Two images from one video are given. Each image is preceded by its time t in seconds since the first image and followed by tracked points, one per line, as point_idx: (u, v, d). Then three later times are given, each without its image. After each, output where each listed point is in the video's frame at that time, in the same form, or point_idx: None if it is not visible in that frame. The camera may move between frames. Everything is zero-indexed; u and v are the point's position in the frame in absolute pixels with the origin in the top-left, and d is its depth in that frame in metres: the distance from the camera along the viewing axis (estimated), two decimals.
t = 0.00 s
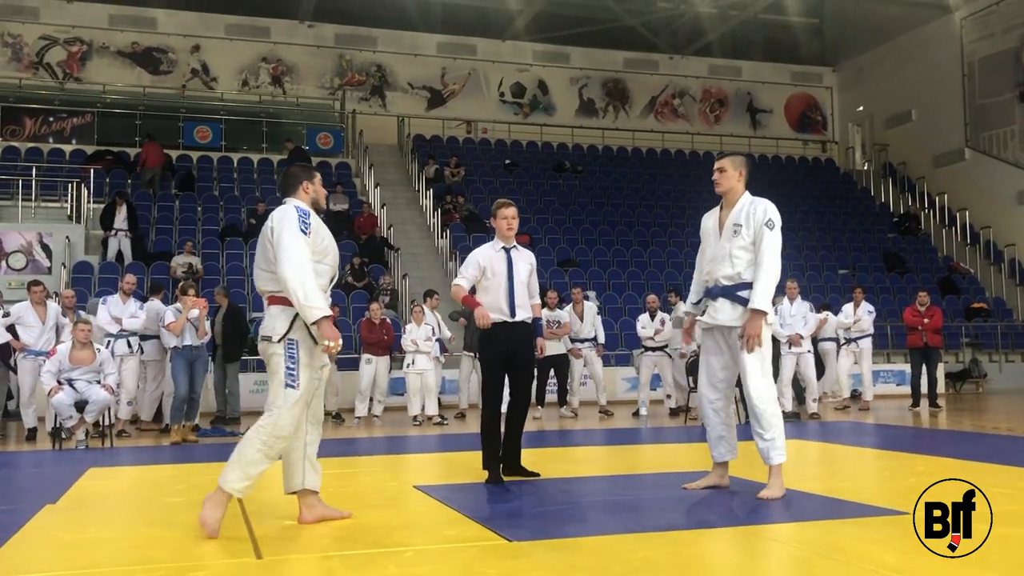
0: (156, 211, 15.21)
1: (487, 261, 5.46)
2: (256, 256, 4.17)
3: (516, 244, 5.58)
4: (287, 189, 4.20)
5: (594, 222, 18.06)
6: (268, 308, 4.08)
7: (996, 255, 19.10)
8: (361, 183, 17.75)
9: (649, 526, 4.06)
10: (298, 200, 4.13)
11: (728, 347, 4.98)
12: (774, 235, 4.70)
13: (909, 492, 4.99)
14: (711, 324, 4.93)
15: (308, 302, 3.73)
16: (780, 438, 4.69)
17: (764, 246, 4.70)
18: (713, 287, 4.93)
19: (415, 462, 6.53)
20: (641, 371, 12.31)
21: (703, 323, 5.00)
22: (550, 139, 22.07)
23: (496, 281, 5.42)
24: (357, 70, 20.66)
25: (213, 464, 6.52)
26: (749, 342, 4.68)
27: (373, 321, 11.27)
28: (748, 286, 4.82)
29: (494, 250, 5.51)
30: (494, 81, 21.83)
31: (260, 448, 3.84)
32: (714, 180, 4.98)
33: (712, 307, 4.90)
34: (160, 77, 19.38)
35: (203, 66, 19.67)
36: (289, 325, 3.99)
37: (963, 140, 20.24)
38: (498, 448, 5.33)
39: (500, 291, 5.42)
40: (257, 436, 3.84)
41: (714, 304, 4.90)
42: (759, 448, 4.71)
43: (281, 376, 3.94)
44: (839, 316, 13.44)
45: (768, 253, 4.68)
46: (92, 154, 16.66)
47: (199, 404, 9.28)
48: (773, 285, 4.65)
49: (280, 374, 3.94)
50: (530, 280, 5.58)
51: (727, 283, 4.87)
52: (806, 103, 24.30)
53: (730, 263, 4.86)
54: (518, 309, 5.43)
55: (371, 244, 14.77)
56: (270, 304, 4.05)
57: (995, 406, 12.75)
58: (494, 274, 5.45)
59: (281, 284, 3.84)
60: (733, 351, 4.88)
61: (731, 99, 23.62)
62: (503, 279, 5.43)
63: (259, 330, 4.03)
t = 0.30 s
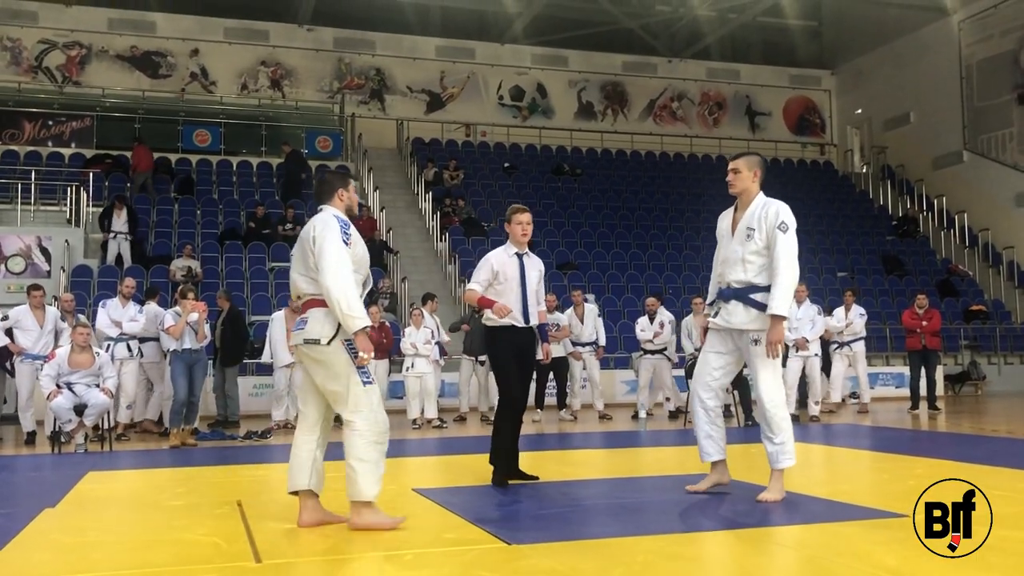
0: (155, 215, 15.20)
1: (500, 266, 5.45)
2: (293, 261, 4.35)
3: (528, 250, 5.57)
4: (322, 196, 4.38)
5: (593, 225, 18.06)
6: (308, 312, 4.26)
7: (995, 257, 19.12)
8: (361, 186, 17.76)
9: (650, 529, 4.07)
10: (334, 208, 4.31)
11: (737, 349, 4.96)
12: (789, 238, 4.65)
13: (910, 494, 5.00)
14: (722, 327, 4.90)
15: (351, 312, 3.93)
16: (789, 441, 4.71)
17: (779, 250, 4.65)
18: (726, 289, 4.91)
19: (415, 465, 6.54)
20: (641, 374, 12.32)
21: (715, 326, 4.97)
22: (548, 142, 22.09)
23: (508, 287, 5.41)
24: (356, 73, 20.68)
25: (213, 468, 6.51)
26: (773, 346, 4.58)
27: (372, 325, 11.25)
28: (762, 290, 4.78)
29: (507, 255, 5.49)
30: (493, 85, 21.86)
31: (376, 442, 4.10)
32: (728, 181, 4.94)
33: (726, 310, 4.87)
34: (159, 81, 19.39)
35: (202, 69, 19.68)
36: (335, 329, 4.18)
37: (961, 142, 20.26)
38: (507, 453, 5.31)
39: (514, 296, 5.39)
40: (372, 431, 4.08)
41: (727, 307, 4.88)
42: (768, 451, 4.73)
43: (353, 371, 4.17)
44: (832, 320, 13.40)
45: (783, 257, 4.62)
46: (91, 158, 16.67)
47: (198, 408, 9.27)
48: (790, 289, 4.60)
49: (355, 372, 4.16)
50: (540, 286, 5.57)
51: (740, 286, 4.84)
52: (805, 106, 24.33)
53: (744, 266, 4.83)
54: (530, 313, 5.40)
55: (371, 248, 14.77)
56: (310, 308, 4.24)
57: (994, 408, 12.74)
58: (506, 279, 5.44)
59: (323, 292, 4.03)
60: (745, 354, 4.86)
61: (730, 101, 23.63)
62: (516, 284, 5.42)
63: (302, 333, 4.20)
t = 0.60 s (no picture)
0: (153, 215, 15.19)
1: (506, 269, 5.38)
2: (332, 263, 4.34)
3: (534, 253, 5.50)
4: (363, 200, 4.36)
5: (591, 226, 18.07)
6: (350, 315, 4.25)
7: (993, 259, 19.14)
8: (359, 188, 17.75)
9: (648, 530, 4.06)
10: (373, 215, 4.29)
11: (733, 350, 4.95)
12: (794, 241, 4.63)
13: (909, 495, 5.00)
14: (718, 327, 4.90)
15: (396, 323, 3.96)
16: (786, 444, 4.70)
17: (783, 253, 4.63)
18: (725, 289, 4.89)
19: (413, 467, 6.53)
20: (638, 375, 12.31)
21: (710, 325, 4.96)
22: (546, 143, 22.09)
23: (513, 290, 5.34)
24: (355, 74, 20.68)
25: (210, 469, 6.50)
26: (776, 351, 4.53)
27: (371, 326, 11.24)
28: (763, 293, 4.76)
29: (513, 259, 5.42)
30: (491, 86, 21.86)
31: (417, 447, 4.21)
32: (736, 179, 4.90)
33: (723, 311, 4.86)
34: (157, 82, 19.38)
35: (200, 70, 19.68)
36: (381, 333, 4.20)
37: (959, 144, 20.29)
38: (528, 461, 5.17)
39: (520, 300, 5.32)
40: (414, 438, 4.17)
41: (724, 307, 4.86)
42: (764, 453, 4.72)
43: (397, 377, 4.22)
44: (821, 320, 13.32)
45: (787, 260, 4.60)
46: (88, 158, 16.65)
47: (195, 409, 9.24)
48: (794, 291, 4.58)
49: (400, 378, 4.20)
50: (546, 289, 5.52)
51: (739, 287, 4.82)
52: (803, 107, 24.36)
53: (745, 266, 4.80)
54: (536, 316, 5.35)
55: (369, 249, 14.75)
56: (354, 312, 4.24)
57: (992, 410, 12.74)
58: (512, 282, 5.37)
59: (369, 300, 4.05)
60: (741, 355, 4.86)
61: (728, 103, 23.64)
62: (522, 288, 5.35)
63: (347, 337, 4.19)
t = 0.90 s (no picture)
0: (151, 215, 15.18)
1: (509, 273, 5.35)
2: (371, 259, 4.44)
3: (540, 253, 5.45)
4: (402, 199, 4.53)
5: (590, 227, 18.08)
6: (387, 310, 4.36)
7: (990, 260, 19.16)
8: (358, 188, 17.73)
9: (647, 530, 4.07)
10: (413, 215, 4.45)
11: (725, 355, 4.92)
12: (779, 241, 4.65)
13: (909, 496, 5.01)
14: (711, 332, 4.86)
15: (452, 318, 4.12)
16: (783, 445, 4.70)
17: (768, 252, 4.64)
18: (712, 294, 4.86)
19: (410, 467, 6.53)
20: (637, 376, 12.32)
21: (702, 331, 4.92)
22: (545, 144, 22.09)
23: (516, 294, 5.32)
24: (353, 75, 20.68)
25: (207, 470, 6.49)
26: (769, 349, 4.61)
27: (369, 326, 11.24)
28: (752, 294, 4.76)
29: (516, 261, 5.39)
30: (489, 87, 21.87)
31: (421, 449, 4.29)
32: (713, 183, 4.88)
33: (714, 315, 4.82)
34: (155, 82, 19.36)
35: (199, 70, 19.66)
36: (418, 331, 4.35)
37: (957, 146, 20.31)
38: (527, 461, 5.19)
39: (524, 304, 5.32)
40: (417, 439, 4.26)
41: (715, 311, 4.83)
42: (763, 456, 4.71)
43: (417, 378, 4.34)
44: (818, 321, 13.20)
45: (774, 260, 4.62)
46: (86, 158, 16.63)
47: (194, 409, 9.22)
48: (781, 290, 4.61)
49: (417, 377, 4.33)
50: (551, 288, 5.49)
51: (728, 290, 4.80)
52: (801, 109, 24.39)
53: (732, 269, 4.80)
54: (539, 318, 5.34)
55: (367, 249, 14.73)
56: (393, 306, 4.35)
57: (989, 411, 12.75)
58: (514, 285, 5.34)
59: (421, 295, 4.21)
60: (736, 360, 4.84)
61: (726, 104, 23.66)
62: (525, 290, 5.33)
63: (386, 331, 4.30)
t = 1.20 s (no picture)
0: (150, 216, 15.18)
1: (511, 274, 5.34)
2: (384, 262, 4.47)
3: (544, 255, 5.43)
4: (411, 205, 4.59)
5: (589, 227, 18.10)
6: (403, 313, 4.38)
7: (989, 261, 19.17)
8: (357, 188, 17.74)
9: (645, 531, 4.07)
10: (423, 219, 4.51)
11: (706, 354, 4.90)
12: (752, 235, 4.68)
13: (908, 496, 5.02)
14: (692, 331, 4.82)
15: (472, 311, 4.14)
16: (767, 445, 4.68)
17: (743, 247, 4.67)
18: (692, 295, 4.85)
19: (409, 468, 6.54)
20: (636, 376, 12.32)
21: (682, 330, 4.88)
22: (544, 145, 22.11)
23: (518, 296, 5.31)
24: (353, 75, 20.69)
25: (206, 470, 6.50)
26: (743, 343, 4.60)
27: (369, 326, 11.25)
28: (731, 292, 4.77)
29: (519, 263, 5.37)
30: (489, 87, 21.87)
31: (435, 447, 4.31)
32: (679, 187, 4.85)
33: (695, 314, 4.80)
34: (155, 82, 19.36)
35: (198, 71, 19.67)
36: (433, 332, 4.37)
37: (956, 147, 20.32)
38: (527, 460, 5.19)
39: (525, 306, 5.31)
40: (434, 438, 4.29)
41: (696, 311, 4.80)
42: (745, 456, 4.68)
43: (433, 377, 4.35)
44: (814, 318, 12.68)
45: (750, 253, 4.64)
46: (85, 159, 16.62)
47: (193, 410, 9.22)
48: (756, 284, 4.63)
49: (434, 376, 4.35)
50: (553, 289, 5.49)
51: (710, 290, 4.79)
52: (801, 109, 24.41)
53: (711, 268, 4.79)
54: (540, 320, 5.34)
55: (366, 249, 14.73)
56: (409, 309, 4.38)
57: (989, 412, 12.75)
58: (516, 287, 5.34)
59: (440, 292, 4.24)
60: (716, 359, 4.82)
61: (725, 105, 23.67)
62: (526, 292, 5.32)
63: (402, 333, 4.33)
